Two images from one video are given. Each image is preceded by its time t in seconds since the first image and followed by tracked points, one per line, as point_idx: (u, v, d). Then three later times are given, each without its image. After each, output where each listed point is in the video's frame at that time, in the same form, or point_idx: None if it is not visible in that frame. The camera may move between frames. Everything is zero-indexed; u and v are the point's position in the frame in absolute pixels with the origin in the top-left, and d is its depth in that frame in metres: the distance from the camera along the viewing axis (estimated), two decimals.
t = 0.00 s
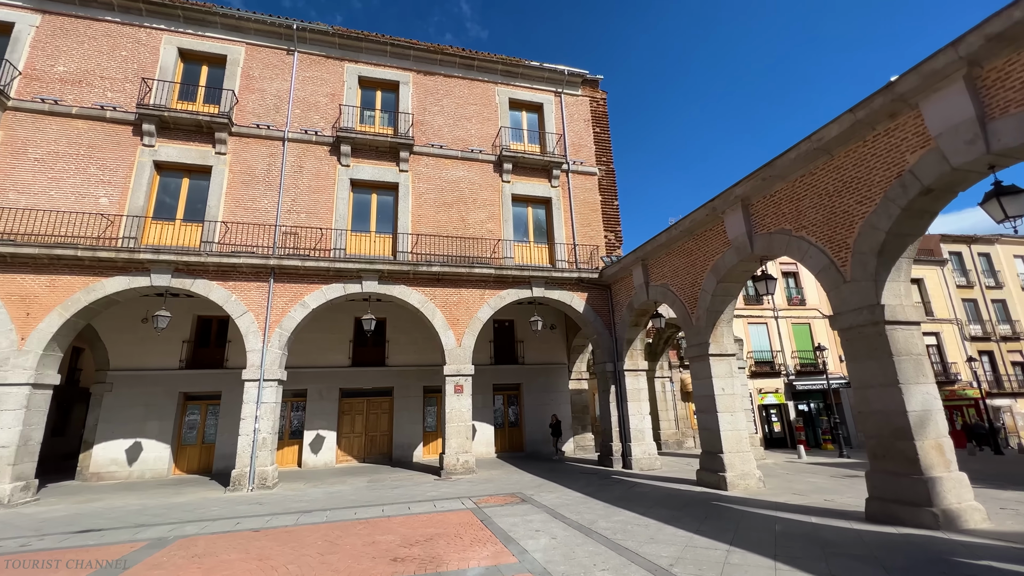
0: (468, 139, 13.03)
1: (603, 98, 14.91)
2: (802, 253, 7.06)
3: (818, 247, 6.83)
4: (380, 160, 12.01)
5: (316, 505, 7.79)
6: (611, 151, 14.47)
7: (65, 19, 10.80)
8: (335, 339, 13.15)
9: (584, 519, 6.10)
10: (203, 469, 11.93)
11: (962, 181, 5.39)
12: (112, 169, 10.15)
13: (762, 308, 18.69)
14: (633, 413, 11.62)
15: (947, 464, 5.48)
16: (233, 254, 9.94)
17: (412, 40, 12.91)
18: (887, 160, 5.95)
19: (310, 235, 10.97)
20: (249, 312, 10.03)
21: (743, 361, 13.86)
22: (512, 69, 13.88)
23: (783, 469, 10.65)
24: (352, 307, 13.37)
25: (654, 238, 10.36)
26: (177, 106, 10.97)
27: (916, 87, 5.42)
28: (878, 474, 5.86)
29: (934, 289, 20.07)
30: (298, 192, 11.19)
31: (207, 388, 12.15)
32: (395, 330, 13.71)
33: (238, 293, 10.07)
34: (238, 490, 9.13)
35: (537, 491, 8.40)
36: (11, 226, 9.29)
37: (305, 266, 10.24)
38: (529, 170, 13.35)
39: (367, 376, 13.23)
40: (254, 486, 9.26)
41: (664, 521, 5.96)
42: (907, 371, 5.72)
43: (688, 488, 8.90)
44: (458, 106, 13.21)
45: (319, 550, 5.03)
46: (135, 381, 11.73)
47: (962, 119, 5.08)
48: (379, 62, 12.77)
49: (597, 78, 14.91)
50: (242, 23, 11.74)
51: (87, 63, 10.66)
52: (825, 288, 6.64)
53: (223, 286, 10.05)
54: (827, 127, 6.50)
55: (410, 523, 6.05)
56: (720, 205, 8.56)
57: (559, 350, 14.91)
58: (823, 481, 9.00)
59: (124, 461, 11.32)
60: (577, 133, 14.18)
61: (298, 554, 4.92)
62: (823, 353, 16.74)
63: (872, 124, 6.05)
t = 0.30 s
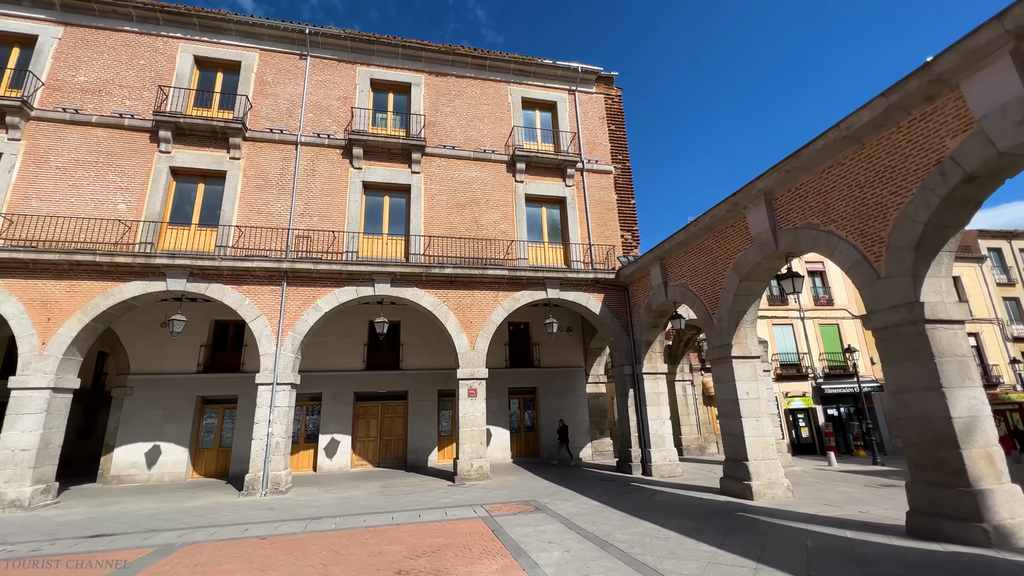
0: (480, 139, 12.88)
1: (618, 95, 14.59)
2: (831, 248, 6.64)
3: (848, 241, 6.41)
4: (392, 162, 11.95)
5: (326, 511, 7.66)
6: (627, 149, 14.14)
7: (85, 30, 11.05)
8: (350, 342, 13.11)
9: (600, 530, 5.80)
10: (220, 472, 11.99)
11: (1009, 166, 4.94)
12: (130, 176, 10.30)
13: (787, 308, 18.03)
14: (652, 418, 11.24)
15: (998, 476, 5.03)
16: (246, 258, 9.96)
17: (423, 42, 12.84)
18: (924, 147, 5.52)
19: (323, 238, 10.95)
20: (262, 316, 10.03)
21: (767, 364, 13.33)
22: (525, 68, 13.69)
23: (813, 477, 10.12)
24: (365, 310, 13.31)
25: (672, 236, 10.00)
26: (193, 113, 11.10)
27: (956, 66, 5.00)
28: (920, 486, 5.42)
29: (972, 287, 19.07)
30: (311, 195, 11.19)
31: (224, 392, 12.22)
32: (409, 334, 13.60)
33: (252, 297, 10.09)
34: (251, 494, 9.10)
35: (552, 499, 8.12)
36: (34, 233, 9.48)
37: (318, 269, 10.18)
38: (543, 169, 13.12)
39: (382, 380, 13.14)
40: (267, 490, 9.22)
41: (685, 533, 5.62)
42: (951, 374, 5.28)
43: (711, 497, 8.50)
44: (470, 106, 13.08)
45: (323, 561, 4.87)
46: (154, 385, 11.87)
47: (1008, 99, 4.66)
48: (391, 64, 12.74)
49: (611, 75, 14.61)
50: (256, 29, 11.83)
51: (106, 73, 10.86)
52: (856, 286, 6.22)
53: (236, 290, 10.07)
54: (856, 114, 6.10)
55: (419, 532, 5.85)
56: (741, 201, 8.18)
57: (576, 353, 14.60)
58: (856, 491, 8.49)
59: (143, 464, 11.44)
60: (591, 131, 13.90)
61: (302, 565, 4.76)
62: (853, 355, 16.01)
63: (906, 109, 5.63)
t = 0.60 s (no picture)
0: (488, 136, 12.71)
1: (628, 90, 14.29)
2: (854, 240, 6.29)
3: (872, 233, 6.05)
4: (399, 161, 11.85)
5: (331, 514, 7.52)
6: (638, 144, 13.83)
7: (97, 35, 11.19)
8: (358, 343, 13.03)
9: (609, 537, 5.54)
10: (230, 473, 12.00)
11: None
12: (139, 178, 10.36)
13: (807, 307, 17.47)
14: (666, 420, 10.90)
15: None
16: (253, 258, 9.93)
17: (430, 40, 12.73)
18: (954, 129, 5.16)
19: (330, 238, 10.87)
20: (269, 316, 9.99)
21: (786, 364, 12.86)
22: (533, 64, 13.49)
23: (836, 482, 9.69)
24: (374, 311, 13.22)
25: (685, 232, 9.68)
26: (201, 114, 11.15)
27: (989, 41, 4.64)
28: (954, 493, 5.05)
29: (1004, 284, 18.25)
30: (318, 195, 11.14)
31: (234, 393, 12.23)
32: (418, 334, 13.47)
33: (259, 297, 10.05)
34: (258, 496, 9.02)
35: (562, 503, 7.87)
36: (46, 235, 9.58)
37: (324, 269, 10.10)
38: (552, 166, 12.89)
39: (391, 381, 13.02)
40: (274, 492, 9.14)
41: (699, 541, 5.33)
42: (987, 372, 4.91)
43: (729, 502, 8.15)
44: (477, 104, 12.93)
45: (320, 566, 4.70)
46: (165, 386, 11.93)
47: None
48: (398, 63, 12.65)
49: (622, 69, 14.32)
50: (263, 30, 11.84)
51: (117, 77, 10.97)
52: (882, 279, 5.85)
53: (244, 290, 10.05)
54: (880, 98, 5.74)
55: (421, 537, 5.66)
56: (757, 193, 7.84)
57: (588, 353, 14.31)
58: (883, 497, 8.07)
59: (155, 465, 11.49)
60: (601, 127, 13.63)
61: (298, 571, 4.60)
62: (877, 355, 15.41)
63: (934, 90, 5.27)
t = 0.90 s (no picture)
0: (492, 133, 12.52)
1: (636, 84, 14.00)
2: (873, 233, 5.96)
3: (892, 225, 5.72)
4: (402, 159, 11.70)
5: (330, 518, 7.36)
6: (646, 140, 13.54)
7: (102, 36, 11.21)
8: (363, 344, 12.91)
9: (615, 545, 5.30)
10: (235, 475, 11.94)
11: None
12: (143, 178, 10.34)
13: (822, 305, 17.02)
14: (676, 421, 10.60)
15: None
16: (256, 258, 9.84)
17: (433, 36, 12.57)
18: (982, 113, 4.84)
19: (332, 237, 10.76)
20: (272, 316, 9.88)
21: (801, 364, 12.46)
22: (538, 60, 13.28)
23: (854, 486, 9.31)
24: (378, 310, 13.09)
25: (695, 228, 9.39)
26: (204, 114, 11.11)
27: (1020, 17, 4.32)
28: (983, 501, 4.73)
29: None
30: (321, 194, 11.03)
31: (239, 394, 12.17)
32: (424, 334, 13.31)
33: (261, 297, 9.96)
34: (260, 498, 8.91)
35: (567, 508, 7.63)
36: (50, 236, 9.58)
37: (327, 269, 9.97)
38: (557, 162, 12.65)
39: (396, 382, 12.87)
40: (276, 494, 9.03)
41: (710, 550, 5.06)
42: (1019, 372, 4.58)
43: (741, 507, 7.85)
44: (481, 100, 12.74)
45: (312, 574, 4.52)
46: (171, 387, 11.91)
47: None
48: (401, 60, 12.51)
49: (629, 63, 14.04)
50: (266, 29, 11.77)
51: (121, 77, 10.97)
52: (904, 273, 5.53)
53: (246, 290, 9.96)
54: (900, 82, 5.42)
55: (419, 544, 5.46)
56: (769, 186, 7.53)
57: (596, 353, 14.04)
58: (905, 502, 7.71)
59: (160, 466, 11.47)
60: (608, 122, 13.36)
61: None
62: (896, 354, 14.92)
63: (959, 71, 4.95)
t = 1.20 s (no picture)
0: (493, 126, 12.30)
1: (640, 75, 13.72)
2: (888, 221, 5.69)
3: (908, 211, 5.45)
4: (401, 152, 11.52)
5: (326, 516, 7.21)
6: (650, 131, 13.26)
7: (99, 31, 11.11)
8: (364, 340, 12.76)
9: (616, 547, 5.09)
10: (235, 472, 11.84)
11: None
12: (139, 173, 10.23)
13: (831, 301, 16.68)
14: (682, 418, 10.36)
15: None
16: (253, 253, 9.70)
17: (433, 27, 12.37)
18: (1006, 91, 4.56)
19: (331, 231, 10.60)
20: (270, 312, 9.74)
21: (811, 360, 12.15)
22: (540, 51, 13.04)
23: (867, 485, 9.02)
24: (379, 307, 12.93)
25: (701, 220, 9.12)
26: (202, 108, 10.98)
27: None
28: (1006, 502, 4.47)
29: None
30: (319, 188, 10.87)
31: (238, 391, 12.06)
32: (425, 330, 13.14)
33: (258, 292, 9.82)
34: (257, 496, 8.78)
35: (569, 507, 7.42)
36: (46, 232, 9.48)
37: (325, 263, 9.81)
38: (560, 155, 12.42)
39: (397, 379, 12.72)
40: (274, 492, 8.89)
41: (716, 552, 4.83)
42: None
43: (749, 507, 7.60)
44: (482, 93, 12.53)
45: None
46: (170, 383, 11.82)
47: None
48: (400, 53, 12.32)
49: (632, 54, 13.75)
50: (263, 22, 11.62)
51: (117, 72, 10.86)
52: (920, 262, 5.25)
53: (244, 285, 9.82)
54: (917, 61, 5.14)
55: (413, 544, 5.27)
56: (778, 174, 7.26)
57: (599, 350, 13.80)
58: (920, 502, 7.43)
59: (160, 463, 11.39)
60: (611, 114, 13.10)
61: None
62: (908, 350, 14.57)
63: (980, 48, 4.67)
